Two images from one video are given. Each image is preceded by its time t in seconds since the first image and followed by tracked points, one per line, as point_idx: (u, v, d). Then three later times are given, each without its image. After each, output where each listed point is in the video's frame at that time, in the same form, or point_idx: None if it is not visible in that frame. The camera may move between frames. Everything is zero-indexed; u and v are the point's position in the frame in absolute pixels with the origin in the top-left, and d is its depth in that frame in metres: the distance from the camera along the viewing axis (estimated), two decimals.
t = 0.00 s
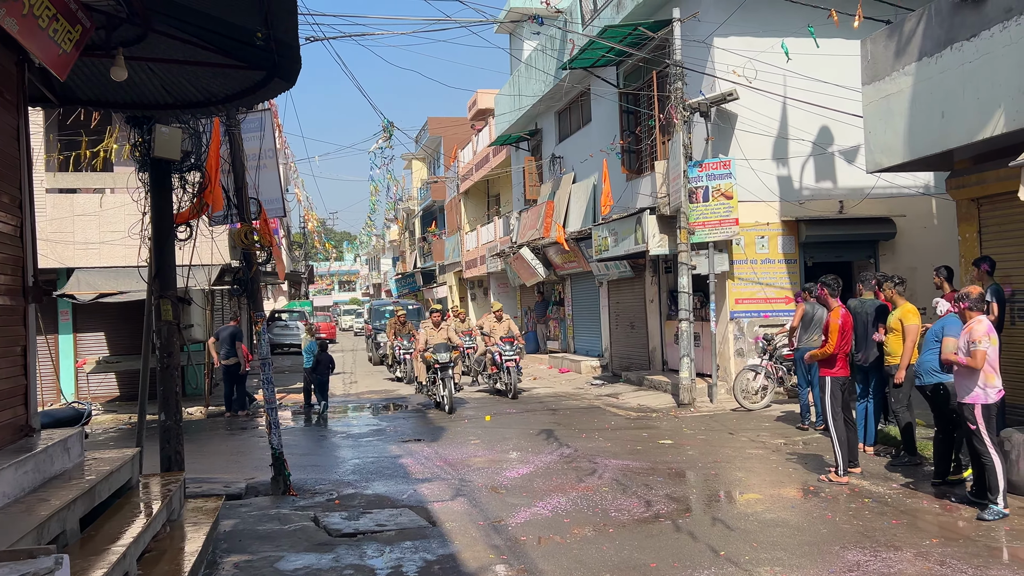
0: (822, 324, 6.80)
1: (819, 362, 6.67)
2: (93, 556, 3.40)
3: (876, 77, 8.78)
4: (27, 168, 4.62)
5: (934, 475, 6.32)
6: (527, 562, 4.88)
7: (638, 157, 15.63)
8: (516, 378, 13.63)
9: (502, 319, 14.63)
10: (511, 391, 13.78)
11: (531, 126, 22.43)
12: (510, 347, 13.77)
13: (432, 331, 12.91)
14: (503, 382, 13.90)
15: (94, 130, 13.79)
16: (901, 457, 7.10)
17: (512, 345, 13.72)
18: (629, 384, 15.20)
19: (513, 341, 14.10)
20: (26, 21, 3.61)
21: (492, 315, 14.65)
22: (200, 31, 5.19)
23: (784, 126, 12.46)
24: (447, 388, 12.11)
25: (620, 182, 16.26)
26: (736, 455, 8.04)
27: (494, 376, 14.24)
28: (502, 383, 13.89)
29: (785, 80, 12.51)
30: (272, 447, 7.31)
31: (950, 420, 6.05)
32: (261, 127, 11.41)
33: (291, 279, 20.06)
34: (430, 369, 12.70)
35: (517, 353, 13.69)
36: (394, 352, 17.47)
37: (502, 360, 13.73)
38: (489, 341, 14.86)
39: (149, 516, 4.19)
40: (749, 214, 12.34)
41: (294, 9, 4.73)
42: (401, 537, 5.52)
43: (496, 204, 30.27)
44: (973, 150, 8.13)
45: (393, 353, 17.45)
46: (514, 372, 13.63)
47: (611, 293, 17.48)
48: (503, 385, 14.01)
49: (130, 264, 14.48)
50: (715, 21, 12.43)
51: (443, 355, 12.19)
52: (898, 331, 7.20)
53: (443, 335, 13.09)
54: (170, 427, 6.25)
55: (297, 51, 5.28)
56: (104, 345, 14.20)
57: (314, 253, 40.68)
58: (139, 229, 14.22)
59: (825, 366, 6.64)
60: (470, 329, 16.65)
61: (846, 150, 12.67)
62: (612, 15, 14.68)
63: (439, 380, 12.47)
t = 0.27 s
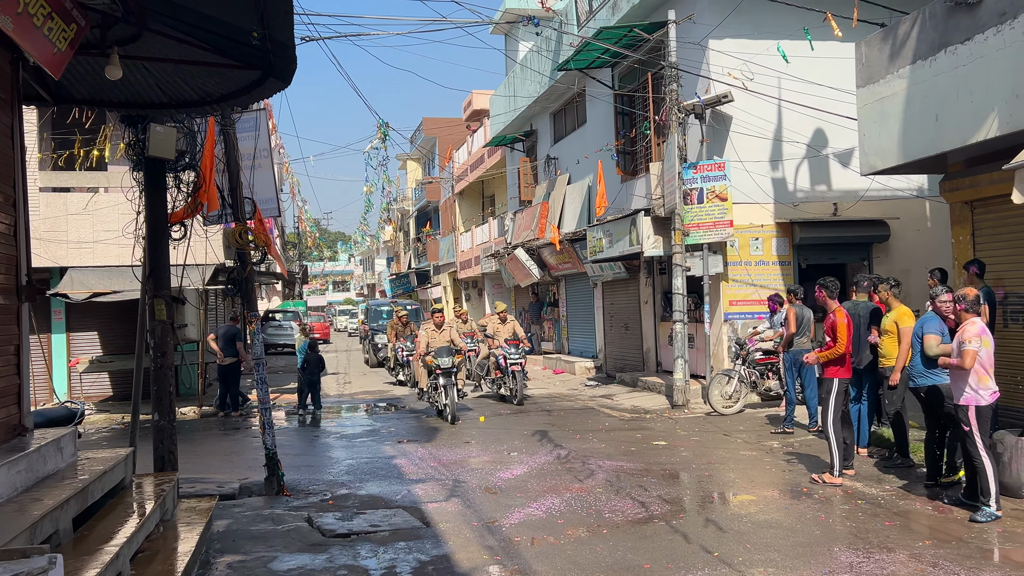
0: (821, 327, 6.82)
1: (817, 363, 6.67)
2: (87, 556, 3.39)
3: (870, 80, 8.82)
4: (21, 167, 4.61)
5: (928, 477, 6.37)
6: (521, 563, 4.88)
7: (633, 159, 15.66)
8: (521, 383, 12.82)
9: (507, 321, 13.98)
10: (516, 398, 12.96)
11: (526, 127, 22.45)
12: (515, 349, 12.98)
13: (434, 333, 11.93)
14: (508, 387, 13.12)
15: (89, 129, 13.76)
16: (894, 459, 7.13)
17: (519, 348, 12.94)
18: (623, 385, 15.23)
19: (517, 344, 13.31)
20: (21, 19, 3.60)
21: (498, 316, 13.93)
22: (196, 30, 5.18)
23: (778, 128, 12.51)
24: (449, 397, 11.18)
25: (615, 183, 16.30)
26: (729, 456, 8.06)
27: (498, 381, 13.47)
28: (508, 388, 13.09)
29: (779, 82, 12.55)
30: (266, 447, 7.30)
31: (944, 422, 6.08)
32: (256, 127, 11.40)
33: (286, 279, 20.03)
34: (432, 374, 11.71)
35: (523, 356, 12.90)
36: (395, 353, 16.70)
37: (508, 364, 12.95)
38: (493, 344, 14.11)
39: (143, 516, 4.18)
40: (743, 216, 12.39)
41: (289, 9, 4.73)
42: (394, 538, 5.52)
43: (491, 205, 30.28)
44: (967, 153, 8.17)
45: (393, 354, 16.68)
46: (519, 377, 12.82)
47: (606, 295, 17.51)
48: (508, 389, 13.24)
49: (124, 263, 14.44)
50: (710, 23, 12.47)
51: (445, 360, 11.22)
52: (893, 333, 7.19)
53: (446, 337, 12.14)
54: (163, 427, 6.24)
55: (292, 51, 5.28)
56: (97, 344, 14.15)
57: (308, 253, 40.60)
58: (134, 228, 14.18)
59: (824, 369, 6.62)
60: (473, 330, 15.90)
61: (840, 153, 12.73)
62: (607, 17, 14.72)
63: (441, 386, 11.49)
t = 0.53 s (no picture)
0: (822, 329, 6.84)
1: (820, 365, 6.69)
2: (82, 555, 3.38)
3: (866, 82, 8.86)
4: (16, 165, 4.59)
5: (922, 479, 6.39)
6: (516, 563, 4.89)
7: (628, 160, 15.70)
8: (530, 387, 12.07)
9: (514, 324, 13.31)
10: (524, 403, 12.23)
11: (522, 128, 22.47)
12: (522, 352, 12.22)
13: (437, 335, 10.82)
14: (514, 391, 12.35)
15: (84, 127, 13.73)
16: (888, 461, 7.17)
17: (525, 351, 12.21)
18: (619, 385, 15.25)
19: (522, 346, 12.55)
20: (17, 17, 3.59)
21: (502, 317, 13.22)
22: (193, 29, 5.18)
23: (774, 130, 12.55)
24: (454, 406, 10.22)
25: (611, 184, 16.33)
26: (724, 457, 8.08)
27: (503, 387, 12.74)
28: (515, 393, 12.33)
29: (776, 84, 12.59)
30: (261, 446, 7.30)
31: (938, 424, 6.10)
32: (252, 126, 11.39)
33: (281, 279, 20.02)
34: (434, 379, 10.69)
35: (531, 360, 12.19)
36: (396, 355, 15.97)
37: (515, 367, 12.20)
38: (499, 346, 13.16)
39: (138, 516, 4.17)
40: (739, 217, 12.43)
41: (287, 8, 4.73)
42: (390, 538, 5.52)
43: (487, 206, 30.29)
44: (962, 154, 8.20)
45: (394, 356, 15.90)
46: (528, 382, 12.09)
47: (601, 295, 17.53)
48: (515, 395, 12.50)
49: (119, 262, 14.40)
50: (706, 24, 12.49)
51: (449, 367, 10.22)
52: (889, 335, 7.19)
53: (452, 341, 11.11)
54: (158, 426, 6.22)
55: (290, 50, 5.28)
56: (92, 343, 14.11)
57: (303, 252, 40.54)
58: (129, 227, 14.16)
59: (827, 371, 6.65)
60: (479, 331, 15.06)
61: (836, 154, 12.78)
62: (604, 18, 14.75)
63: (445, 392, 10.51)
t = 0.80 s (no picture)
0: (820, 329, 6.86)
1: (817, 365, 6.73)
2: (78, 554, 3.38)
3: (862, 83, 8.89)
4: (12, 163, 4.58)
5: (917, 479, 6.42)
6: (512, 562, 4.90)
7: (625, 160, 15.72)
8: (538, 394, 11.00)
9: (522, 324, 12.13)
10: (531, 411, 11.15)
11: (519, 127, 22.48)
12: (530, 356, 11.12)
13: (442, 336, 9.71)
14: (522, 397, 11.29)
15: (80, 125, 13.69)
16: (884, 461, 7.20)
17: (534, 354, 11.13)
18: (614, 385, 15.26)
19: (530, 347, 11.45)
20: (14, 16, 3.58)
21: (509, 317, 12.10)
22: (190, 28, 5.17)
23: (770, 130, 12.58)
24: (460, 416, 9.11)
25: (607, 184, 16.35)
26: (720, 457, 8.10)
27: (510, 392, 11.71)
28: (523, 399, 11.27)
29: (771, 85, 12.62)
30: (257, 445, 7.29)
31: (934, 425, 6.13)
32: (249, 125, 11.37)
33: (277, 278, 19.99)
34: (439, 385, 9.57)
35: (540, 364, 11.10)
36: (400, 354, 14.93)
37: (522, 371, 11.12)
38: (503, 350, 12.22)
39: (134, 515, 4.17)
40: (735, 217, 12.46)
41: (283, 7, 4.73)
42: (386, 537, 5.52)
43: (483, 205, 30.29)
44: (957, 155, 8.23)
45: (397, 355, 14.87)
46: (536, 389, 10.98)
47: (598, 295, 17.55)
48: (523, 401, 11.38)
49: (114, 261, 14.36)
50: (703, 25, 12.51)
51: (454, 372, 9.09)
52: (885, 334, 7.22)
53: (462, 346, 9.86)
54: (154, 425, 6.21)
55: (286, 49, 5.27)
56: (87, 342, 14.07)
57: (299, 251, 40.47)
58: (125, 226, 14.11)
59: (824, 371, 6.68)
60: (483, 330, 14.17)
61: (831, 155, 12.82)
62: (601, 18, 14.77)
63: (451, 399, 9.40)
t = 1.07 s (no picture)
0: (817, 328, 6.89)
1: (813, 364, 6.75)
2: (73, 554, 3.37)
3: (857, 83, 8.92)
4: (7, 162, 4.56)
5: (911, 478, 6.45)
6: (507, 562, 4.90)
7: (620, 159, 15.75)
8: (545, 400, 10.17)
9: (530, 326, 11.24)
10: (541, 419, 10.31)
11: (515, 127, 22.50)
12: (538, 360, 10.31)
13: (452, 339, 8.76)
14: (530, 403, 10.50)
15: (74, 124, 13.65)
16: (878, 460, 7.23)
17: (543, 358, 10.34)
18: (610, 384, 15.29)
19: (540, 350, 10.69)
20: (9, 13, 3.57)
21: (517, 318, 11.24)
22: (186, 27, 5.16)
23: (766, 130, 12.61)
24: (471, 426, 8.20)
25: (602, 183, 16.38)
26: (715, 456, 8.12)
27: (517, 398, 10.82)
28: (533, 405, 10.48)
29: (767, 85, 12.65)
30: (251, 445, 7.28)
31: (929, 424, 6.16)
32: (244, 124, 11.36)
33: (272, 277, 19.96)
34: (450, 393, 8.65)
35: (549, 369, 10.34)
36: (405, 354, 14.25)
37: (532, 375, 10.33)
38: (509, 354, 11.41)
39: (129, 514, 4.16)
40: (730, 217, 12.49)
41: (279, 6, 4.73)
42: (381, 537, 5.52)
43: (479, 205, 30.31)
44: (952, 155, 8.26)
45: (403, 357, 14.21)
46: (544, 394, 10.16)
47: (593, 295, 17.57)
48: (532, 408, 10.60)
49: (109, 260, 14.31)
50: (699, 25, 12.53)
51: (468, 376, 8.31)
52: (879, 334, 7.24)
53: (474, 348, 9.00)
54: (148, 424, 6.20)
55: (282, 48, 5.27)
56: (82, 341, 14.02)
57: (294, 251, 40.43)
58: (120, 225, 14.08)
59: (821, 370, 6.71)
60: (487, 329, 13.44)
61: (827, 155, 12.86)
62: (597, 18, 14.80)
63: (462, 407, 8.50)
